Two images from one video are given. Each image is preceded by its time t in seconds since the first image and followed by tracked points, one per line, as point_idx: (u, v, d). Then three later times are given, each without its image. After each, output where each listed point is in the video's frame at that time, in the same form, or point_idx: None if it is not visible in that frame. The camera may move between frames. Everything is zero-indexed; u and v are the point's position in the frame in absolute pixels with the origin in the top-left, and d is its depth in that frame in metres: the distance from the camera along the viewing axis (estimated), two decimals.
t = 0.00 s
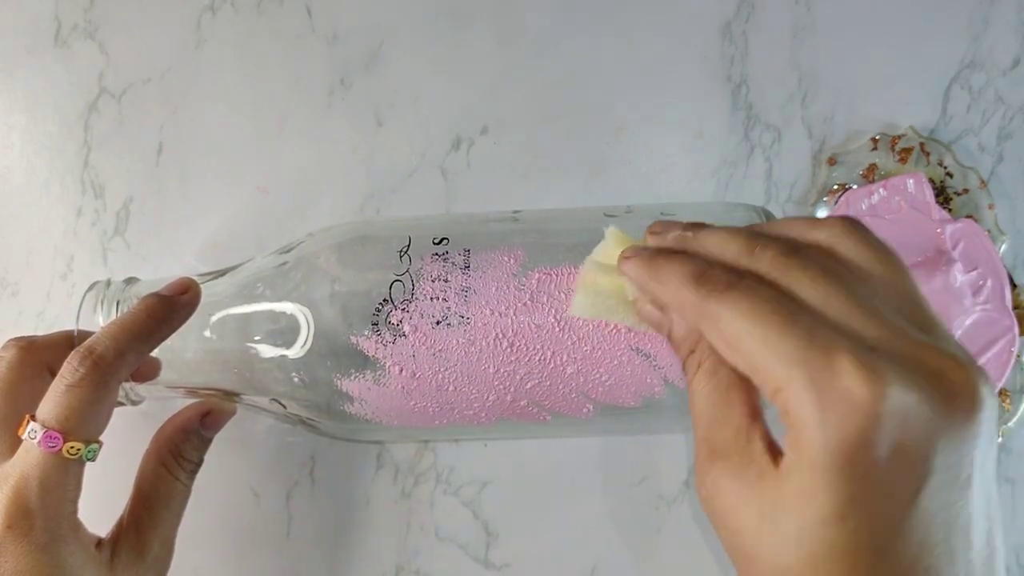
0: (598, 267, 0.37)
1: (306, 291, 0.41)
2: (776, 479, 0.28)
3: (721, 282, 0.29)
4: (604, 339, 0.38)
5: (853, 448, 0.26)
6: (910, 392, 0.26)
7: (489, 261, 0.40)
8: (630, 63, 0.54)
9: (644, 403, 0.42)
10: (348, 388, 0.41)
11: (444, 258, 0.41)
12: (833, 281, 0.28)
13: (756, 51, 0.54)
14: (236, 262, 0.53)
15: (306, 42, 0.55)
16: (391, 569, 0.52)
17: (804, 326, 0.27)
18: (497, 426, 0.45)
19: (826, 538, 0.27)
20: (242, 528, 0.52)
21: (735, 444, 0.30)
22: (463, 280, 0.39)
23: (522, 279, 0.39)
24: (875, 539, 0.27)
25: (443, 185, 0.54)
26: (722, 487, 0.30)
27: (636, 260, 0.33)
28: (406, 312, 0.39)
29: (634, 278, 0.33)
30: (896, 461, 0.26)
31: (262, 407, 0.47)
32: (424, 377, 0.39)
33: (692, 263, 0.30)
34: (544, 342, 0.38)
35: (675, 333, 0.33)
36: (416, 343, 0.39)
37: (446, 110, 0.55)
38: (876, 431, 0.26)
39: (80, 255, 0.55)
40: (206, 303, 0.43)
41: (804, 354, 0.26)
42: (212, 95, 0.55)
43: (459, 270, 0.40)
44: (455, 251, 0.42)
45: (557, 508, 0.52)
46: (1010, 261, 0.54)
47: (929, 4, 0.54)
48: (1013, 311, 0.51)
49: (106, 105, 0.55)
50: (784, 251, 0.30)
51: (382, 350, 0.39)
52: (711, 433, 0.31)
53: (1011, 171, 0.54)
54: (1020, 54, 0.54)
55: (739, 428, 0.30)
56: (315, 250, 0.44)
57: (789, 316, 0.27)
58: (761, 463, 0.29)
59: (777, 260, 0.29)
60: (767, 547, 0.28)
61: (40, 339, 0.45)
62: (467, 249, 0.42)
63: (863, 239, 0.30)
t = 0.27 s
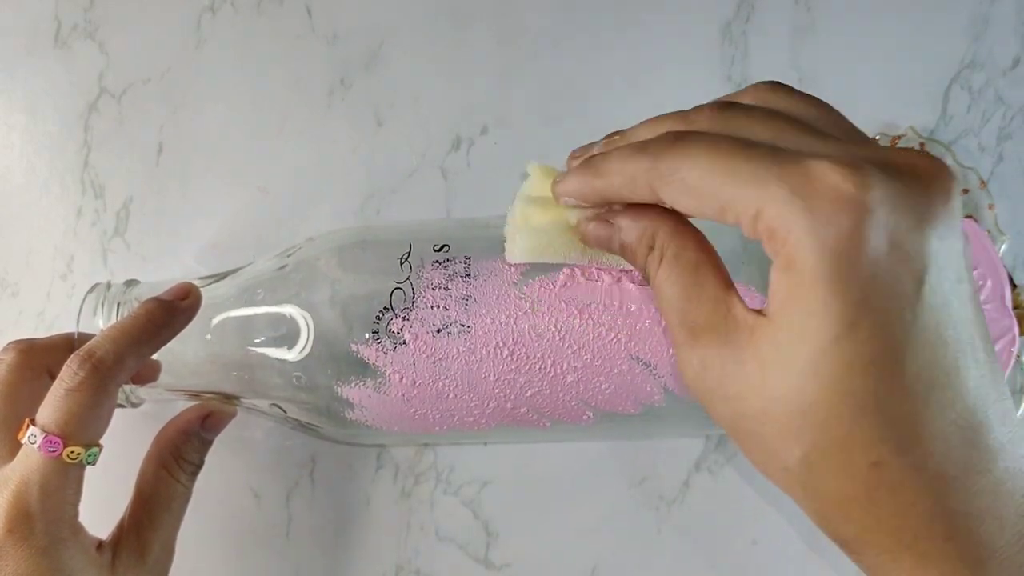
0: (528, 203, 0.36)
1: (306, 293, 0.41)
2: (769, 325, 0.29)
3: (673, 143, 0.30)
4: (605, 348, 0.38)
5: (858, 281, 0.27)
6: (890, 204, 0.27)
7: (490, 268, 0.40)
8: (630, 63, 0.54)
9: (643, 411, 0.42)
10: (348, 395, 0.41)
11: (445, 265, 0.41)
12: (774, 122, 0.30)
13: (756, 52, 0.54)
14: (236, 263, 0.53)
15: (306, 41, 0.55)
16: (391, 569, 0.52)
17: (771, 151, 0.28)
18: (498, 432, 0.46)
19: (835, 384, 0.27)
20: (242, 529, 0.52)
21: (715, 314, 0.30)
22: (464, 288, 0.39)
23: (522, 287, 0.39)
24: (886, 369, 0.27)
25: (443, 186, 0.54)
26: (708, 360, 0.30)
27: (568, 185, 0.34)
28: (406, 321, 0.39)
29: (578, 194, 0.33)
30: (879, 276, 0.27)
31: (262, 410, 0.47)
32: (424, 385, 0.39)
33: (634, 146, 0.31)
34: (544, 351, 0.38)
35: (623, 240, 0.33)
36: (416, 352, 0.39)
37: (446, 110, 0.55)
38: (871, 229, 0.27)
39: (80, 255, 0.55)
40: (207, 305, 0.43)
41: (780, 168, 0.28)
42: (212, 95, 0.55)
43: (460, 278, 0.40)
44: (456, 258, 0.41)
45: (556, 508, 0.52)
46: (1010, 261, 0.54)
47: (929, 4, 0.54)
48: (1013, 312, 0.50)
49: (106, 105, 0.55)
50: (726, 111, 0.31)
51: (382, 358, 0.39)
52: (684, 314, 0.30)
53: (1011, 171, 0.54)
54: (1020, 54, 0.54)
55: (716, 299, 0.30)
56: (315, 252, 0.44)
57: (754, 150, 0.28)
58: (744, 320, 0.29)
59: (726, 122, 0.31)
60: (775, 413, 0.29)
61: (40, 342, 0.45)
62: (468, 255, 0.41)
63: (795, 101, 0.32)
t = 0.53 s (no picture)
0: (534, 218, 0.38)
1: (307, 293, 0.41)
2: (746, 334, 0.30)
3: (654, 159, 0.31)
4: (605, 355, 0.38)
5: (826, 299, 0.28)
6: (848, 223, 0.29)
7: (490, 273, 0.40)
8: (630, 63, 0.54)
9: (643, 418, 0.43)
10: (348, 399, 0.41)
11: (445, 270, 0.41)
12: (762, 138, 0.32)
13: (756, 52, 0.54)
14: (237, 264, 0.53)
15: (306, 42, 0.55)
16: (391, 569, 0.52)
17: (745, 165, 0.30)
18: (498, 436, 0.46)
19: (816, 371, 0.29)
20: (242, 530, 0.52)
21: (704, 321, 0.31)
22: (464, 293, 0.39)
23: (522, 292, 0.39)
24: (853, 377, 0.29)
25: (443, 186, 0.54)
26: (697, 366, 0.32)
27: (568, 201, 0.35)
28: (406, 325, 0.39)
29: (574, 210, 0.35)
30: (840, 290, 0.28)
31: (261, 411, 0.47)
32: (423, 389, 0.39)
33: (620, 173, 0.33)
34: (545, 356, 0.38)
35: (621, 252, 0.35)
36: (416, 357, 0.39)
37: (446, 111, 0.55)
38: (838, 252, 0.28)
39: (80, 256, 0.55)
40: (207, 306, 0.43)
41: (757, 183, 0.29)
42: (212, 95, 0.55)
43: (460, 283, 0.40)
44: (456, 263, 0.41)
45: (557, 509, 0.52)
46: (1010, 261, 0.54)
47: (929, 5, 0.54)
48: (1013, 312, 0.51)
49: (106, 105, 0.55)
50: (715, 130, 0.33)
51: (382, 362, 0.39)
52: (679, 319, 0.32)
53: (1010, 171, 0.54)
54: (1019, 55, 0.54)
55: (704, 306, 0.31)
56: (315, 254, 0.44)
57: (728, 163, 0.30)
58: (729, 325, 0.31)
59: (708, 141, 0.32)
60: (756, 407, 0.30)
61: (41, 344, 0.45)
62: (468, 260, 0.41)
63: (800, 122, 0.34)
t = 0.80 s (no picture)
0: (657, 279, 0.35)
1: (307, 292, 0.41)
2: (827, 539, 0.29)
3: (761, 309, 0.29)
4: (604, 352, 0.38)
5: (929, 549, 0.26)
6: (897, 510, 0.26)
7: (490, 271, 0.40)
8: (630, 63, 0.54)
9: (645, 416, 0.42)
10: (348, 397, 0.41)
11: (445, 267, 0.41)
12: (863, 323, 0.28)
13: (756, 51, 0.54)
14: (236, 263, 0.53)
15: (306, 41, 0.55)
16: (391, 569, 0.52)
17: (833, 384, 0.27)
18: (500, 435, 0.45)
19: None
20: (242, 529, 0.52)
21: (779, 503, 0.31)
22: (464, 290, 0.39)
23: (521, 289, 0.39)
24: None
25: (443, 186, 0.54)
26: (761, 539, 0.31)
27: (702, 283, 0.31)
28: (406, 323, 0.39)
29: (700, 319, 0.31)
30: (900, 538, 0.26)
31: (261, 411, 0.47)
32: (424, 387, 0.39)
33: (739, 298, 0.30)
34: (544, 354, 0.38)
35: (722, 364, 0.33)
36: (416, 354, 0.39)
37: (446, 111, 0.55)
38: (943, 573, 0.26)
39: (80, 255, 0.55)
40: (207, 304, 0.43)
41: (834, 417, 0.27)
42: (212, 95, 0.55)
43: (460, 280, 0.40)
44: (457, 260, 0.41)
45: (557, 510, 0.52)
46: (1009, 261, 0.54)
47: (930, 4, 0.54)
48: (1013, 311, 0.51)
49: (106, 104, 0.55)
50: (811, 275, 0.29)
51: (382, 360, 0.39)
52: (754, 478, 0.32)
53: (1010, 171, 0.54)
54: (1020, 54, 0.54)
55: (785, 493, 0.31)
56: (315, 252, 0.44)
57: (821, 378, 0.27)
58: (806, 530, 0.30)
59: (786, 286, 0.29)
60: None
61: (41, 342, 0.45)
62: (468, 258, 0.41)
63: (945, 311, 0.29)
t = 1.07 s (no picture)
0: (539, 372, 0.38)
1: (306, 292, 0.41)
2: None
3: (613, 442, 0.33)
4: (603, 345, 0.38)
5: None
6: None
7: (491, 264, 0.40)
8: (630, 63, 0.54)
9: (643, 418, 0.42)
10: (348, 390, 0.41)
11: (445, 261, 0.40)
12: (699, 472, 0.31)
13: (756, 51, 0.54)
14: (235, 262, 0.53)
15: (306, 41, 0.55)
16: (391, 569, 0.52)
17: (657, 524, 0.31)
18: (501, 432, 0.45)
19: None
20: (242, 529, 0.52)
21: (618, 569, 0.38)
22: (464, 284, 0.39)
23: (521, 282, 0.39)
24: None
25: (443, 185, 0.54)
26: None
27: (575, 395, 0.34)
28: (406, 316, 0.39)
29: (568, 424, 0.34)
30: None
31: (262, 407, 0.47)
32: (424, 380, 0.39)
33: (603, 419, 0.33)
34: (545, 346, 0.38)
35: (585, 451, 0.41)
36: (416, 347, 0.39)
37: (446, 110, 0.55)
38: None
39: (80, 256, 0.55)
40: (207, 302, 0.43)
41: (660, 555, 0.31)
42: (212, 95, 0.55)
43: (460, 274, 0.39)
44: (457, 254, 0.41)
45: (557, 510, 0.52)
46: (1010, 261, 0.54)
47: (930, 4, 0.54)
48: (1014, 311, 0.51)
49: (106, 105, 0.55)
50: (671, 414, 0.32)
51: (382, 353, 0.39)
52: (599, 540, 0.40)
53: (1010, 171, 0.54)
54: (1020, 55, 0.54)
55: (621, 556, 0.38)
56: (315, 250, 0.44)
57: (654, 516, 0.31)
58: None
59: (640, 412, 0.32)
60: None
61: (42, 337, 0.45)
62: (469, 252, 0.41)
63: (784, 459, 0.32)
